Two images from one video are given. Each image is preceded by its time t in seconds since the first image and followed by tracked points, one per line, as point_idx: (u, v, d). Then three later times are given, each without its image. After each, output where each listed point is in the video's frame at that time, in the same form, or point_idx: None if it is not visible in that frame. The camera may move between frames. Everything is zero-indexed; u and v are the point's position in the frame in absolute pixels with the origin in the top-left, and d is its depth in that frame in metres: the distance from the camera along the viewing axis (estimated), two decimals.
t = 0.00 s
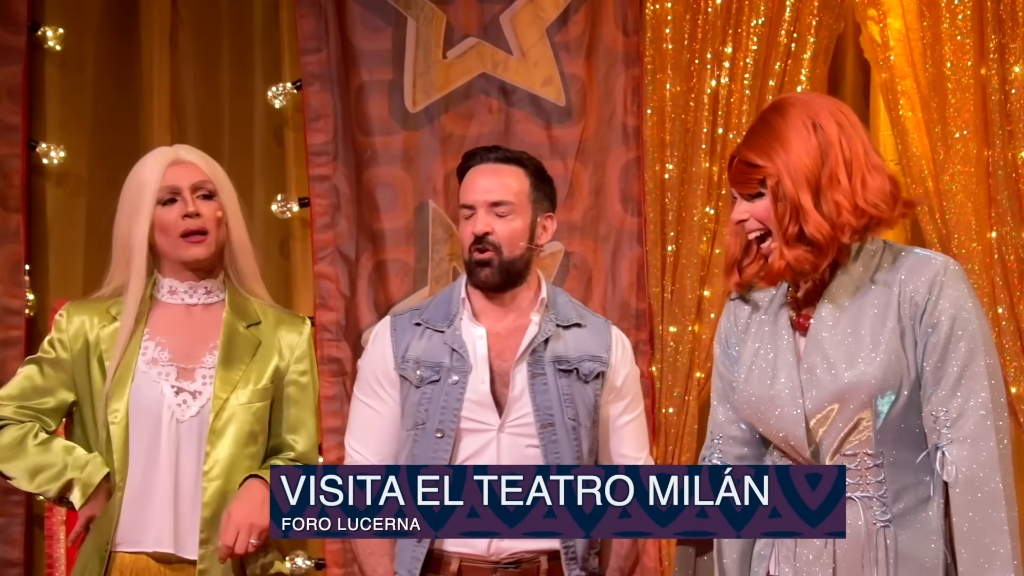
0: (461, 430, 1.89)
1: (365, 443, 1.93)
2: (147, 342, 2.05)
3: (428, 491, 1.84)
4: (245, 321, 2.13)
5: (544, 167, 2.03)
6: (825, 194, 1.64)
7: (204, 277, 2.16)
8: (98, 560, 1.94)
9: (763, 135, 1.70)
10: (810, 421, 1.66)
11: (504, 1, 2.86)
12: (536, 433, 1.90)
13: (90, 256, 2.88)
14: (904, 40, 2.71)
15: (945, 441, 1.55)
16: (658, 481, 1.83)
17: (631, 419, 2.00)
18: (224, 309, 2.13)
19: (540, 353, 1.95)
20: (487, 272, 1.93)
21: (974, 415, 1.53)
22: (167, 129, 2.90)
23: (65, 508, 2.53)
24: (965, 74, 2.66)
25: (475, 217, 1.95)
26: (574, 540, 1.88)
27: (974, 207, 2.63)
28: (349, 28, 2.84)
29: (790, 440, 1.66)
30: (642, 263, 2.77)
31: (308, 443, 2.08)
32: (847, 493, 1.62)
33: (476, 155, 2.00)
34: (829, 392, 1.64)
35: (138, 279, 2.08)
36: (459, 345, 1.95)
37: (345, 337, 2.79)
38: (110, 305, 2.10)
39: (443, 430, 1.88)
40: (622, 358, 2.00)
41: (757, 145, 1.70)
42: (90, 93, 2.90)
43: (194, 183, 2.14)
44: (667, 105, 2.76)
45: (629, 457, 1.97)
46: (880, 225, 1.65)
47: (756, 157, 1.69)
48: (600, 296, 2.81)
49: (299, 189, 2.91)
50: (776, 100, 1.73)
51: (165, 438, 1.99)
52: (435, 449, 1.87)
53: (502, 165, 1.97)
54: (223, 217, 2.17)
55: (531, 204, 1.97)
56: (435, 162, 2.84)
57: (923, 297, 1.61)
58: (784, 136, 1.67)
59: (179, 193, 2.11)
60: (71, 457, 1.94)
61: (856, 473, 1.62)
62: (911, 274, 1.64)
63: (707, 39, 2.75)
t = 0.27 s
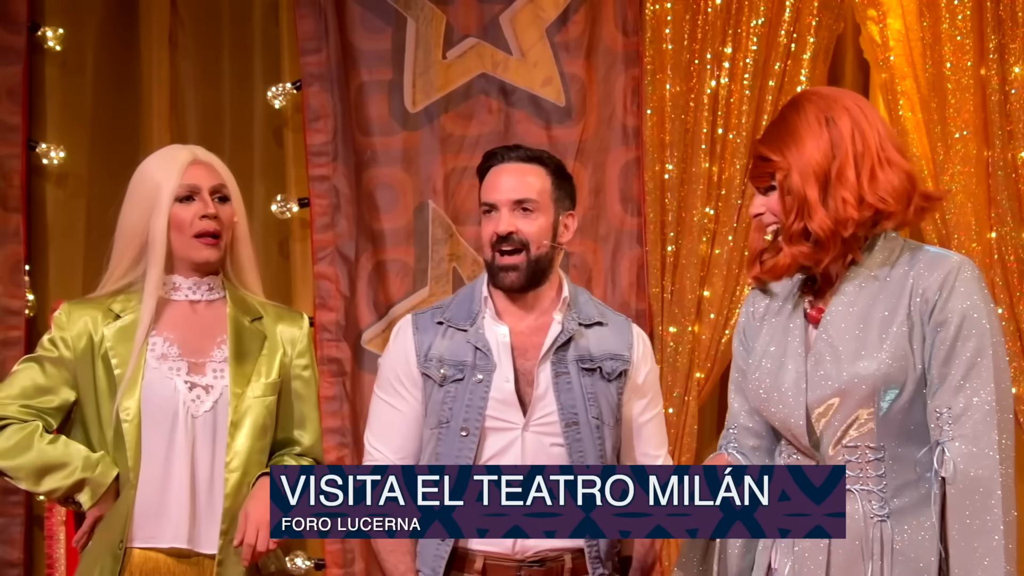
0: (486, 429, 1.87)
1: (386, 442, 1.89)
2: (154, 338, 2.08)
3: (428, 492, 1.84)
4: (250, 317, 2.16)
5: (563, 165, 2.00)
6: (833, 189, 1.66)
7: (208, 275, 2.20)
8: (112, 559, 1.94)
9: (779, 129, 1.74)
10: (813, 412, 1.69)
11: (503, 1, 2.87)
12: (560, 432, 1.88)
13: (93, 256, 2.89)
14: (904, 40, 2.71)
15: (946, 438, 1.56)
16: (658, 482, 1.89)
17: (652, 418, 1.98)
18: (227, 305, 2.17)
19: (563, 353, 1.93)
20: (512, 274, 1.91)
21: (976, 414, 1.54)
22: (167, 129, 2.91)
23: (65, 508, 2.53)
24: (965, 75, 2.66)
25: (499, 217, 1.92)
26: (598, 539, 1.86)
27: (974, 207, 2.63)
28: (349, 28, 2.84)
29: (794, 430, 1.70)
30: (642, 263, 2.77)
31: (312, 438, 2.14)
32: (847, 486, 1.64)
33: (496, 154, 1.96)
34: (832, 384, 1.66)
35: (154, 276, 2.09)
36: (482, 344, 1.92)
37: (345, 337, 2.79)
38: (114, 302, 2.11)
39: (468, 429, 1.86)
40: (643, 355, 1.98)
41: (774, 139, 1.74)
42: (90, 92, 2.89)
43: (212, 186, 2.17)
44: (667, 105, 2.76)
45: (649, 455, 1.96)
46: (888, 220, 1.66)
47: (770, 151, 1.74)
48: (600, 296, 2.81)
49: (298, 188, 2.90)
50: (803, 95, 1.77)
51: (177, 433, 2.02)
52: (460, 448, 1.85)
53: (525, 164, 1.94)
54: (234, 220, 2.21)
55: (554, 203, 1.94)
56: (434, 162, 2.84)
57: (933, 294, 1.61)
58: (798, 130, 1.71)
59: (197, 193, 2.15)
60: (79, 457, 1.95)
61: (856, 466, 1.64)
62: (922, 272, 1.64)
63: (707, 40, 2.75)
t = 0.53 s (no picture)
0: (501, 432, 1.87)
1: (402, 442, 1.89)
2: (160, 338, 2.08)
3: (428, 491, 1.86)
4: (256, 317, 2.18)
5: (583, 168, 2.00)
6: (862, 188, 1.67)
7: (212, 276, 2.20)
8: (117, 558, 1.93)
9: (807, 129, 1.73)
10: (830, 411, 1.70)
11: (504, 3, 2.87)
12: (576, 435, 1.88)
13: (96, 256, 2.89)
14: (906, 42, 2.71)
15: (964, 438, 1.58)
16: (658, 482, 1.92)
17: (669, 421, 1.98)
18: (231, 306, 2.18)
19: (580, 356, 1.94)
20: (529, 276, 1.90)
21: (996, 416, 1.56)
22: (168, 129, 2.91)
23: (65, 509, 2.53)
24: (965, 76, 2.66)
25: (518, 222, 1.91)
26: (612, 541, 1.87)
27: (976, 208, 2.62)
28: (350, 29, 2.84)
29: (810, 428, 1.72)
30: (643, 264, 2.77)
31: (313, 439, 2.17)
32: (861, 485, 1.66)
33: (515, 159, 1.95)
34: (851, 383, 1.67)
35: (161, 275, 2.09)
36: (499, 346, 1.92)
37: (346, 338, 2.79)
38: (117, 302, 2.11)
39: (483, 430, 1.86)
40: (661, 358, 1.98)
41: (801, 139, 1.74)
42: (91, 92, 2.89)
43: (219, 186, 2.18)
44: (668, 107, 2.76)
45: (665, 458, 1.97)
46: (914, 218, 1.67)
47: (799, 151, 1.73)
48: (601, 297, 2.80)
49: (299, 189, 2.90)
50: (819, 94, 1.77)
51: (183, 432, 2.02)
52: (476, 449, 1.85)
53: (543, 168, 1.93)
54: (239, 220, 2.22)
55: (573, 207, 1.93)
56: (435, 163, 2.84)
57: (956, 296, 1.63)
58: (826, 129, 1.71)
59: (205, 192, 2.15)
60: (82, 457, 1.95)
61: (871, 465, 1.66)
62: (943, 275, 1.66)
63: (708, 41, 2.75)
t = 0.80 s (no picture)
0: (521, 432, 1.88)
1: (420, 441, 1.92)
2: (170, 341, 2.08)
3: (428, 491, 1.73)
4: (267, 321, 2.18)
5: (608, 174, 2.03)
6: (914, 182, 1.74)
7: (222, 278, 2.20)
8: (125, 560, 1.95)
9: (842, 123, 1.77)
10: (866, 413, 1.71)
11: (513, 4, 2.87)
12: (596, 437, 1.89)
13: (103, 258, 2.89)
14: (915, 44, 2.70)
15: (1009, 440, 1.62)
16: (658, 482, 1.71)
17: (689, 422, 2.00)
18: (243, 309, 2.18)
19: (600, 357, 1.95)
20: (550, 272, 1.92)
21: None
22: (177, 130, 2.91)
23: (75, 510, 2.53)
24: (975, 78, 2.66)
25: (541, 218, 1.94)
26: (629, 543, 1.87)
27: (985, 210, 2.64)
28: (359, 31, 2.84)
29: (846, 432, 1.72)
30: (653, 266, 2.78)
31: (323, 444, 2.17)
32: (898, 487, 1.69)
33: (542, 157, 1.98)
34: (891, 384, 1.70)
35: (171, 277, 2.10)
36: (518, 345, 1.94)
37: (356, 340, 2.79)
38: (128, 304, 2.11)
39: (503, 431, 1.87)
40: (680, 360, 2.00)
41: (838, 133, 1.77)
42: (100, 94, 2.90)
43: (229, 188, 2.17)
44: (677, 108, 2.77)
45: (684, 459, 2.00)
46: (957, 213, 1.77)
47: (841, 143, 1.76)
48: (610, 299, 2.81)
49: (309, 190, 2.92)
50: (839, 98, 1.83)
51: (192, 435, 2.02)
52: (496, 450, 1.87)
53: (570, 168, 1.96)
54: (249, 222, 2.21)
55: (597, 209, 1.96)
56: (445, 164, 2.84)
57: (988, 302, 1.70)
58: (867, 123, 1.76)
59: (214, 195, 2.14)
60: (93, 459, 1.95)
61: (907, 467, 1.69)
62: (969, 284, 1.73)
63: (717, 43, 2.75)
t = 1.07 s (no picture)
0: (532, 430, 1.89)
1: (430, 439, 1.93)
2: (174, 342, 2.08)
3: (427, 491, 1.68)
4: (274, 325, 2.19)
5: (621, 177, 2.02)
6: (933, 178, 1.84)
7: (230, 279, 2.21)
8: (129, 562, 1.95)
9: (868, 120, 1.82)
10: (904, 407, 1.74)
11: (520, 5, 2.87)
12: (607, 435, 1.89)
13: (109, 260, 2.89)
14: (921, 44, 2.70)
15: None
16: (659, 481, 1.67)
17: (701, 422, 1.99)
18: (250, 312, 2.19)
19: (613, 356, 1.95)
20: (562, 271, 1.92)
21: None
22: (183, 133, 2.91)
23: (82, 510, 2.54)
24: (982, 79, 2.65)
25: (553, 218, 1.94)
26: (638, 542, 1.88)
27: (991, 211, 2.63)
28: (365, 33, 2.84)
29: (883, 427, 1.73)
30: (659, 267, 2.78)
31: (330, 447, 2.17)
32: (933, 483, 1.72)
33: (554, 158, 1.99)
34: (923, 378, 1.74)
35: (173, 279, 2.10)
36: (528, 343, 1.95)
37: (362, 341, 2.79)
38: (134, 306, 2.11)
39: (514, 429, 1.88)
40: (692, 361, 2.00)
41: (864, 128, 1.81)
42: (106, 95, 2.89)
43: (228, 187, 2.17)
44: (683, 110, 2.76)
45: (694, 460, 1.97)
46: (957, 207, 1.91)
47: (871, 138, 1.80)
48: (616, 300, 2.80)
49: (315, 190, 2.92)
50: (839, 98, 1.87)
51: (196, 437, 2.02)
52: (507, 447, 1.88)
53: (581, 169, 1.97)
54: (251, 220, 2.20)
55: (609, 209, 1.96)
56: (451, 166, 2.84)
57: (996, 302, 1.80)
58: (890, 120, 1.82)
59: (211, 194, 2.15)
60: (98, 460, 1.96)
61: (939, 462, 1.73)
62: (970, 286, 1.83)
63: (723, 44, 2.75)
